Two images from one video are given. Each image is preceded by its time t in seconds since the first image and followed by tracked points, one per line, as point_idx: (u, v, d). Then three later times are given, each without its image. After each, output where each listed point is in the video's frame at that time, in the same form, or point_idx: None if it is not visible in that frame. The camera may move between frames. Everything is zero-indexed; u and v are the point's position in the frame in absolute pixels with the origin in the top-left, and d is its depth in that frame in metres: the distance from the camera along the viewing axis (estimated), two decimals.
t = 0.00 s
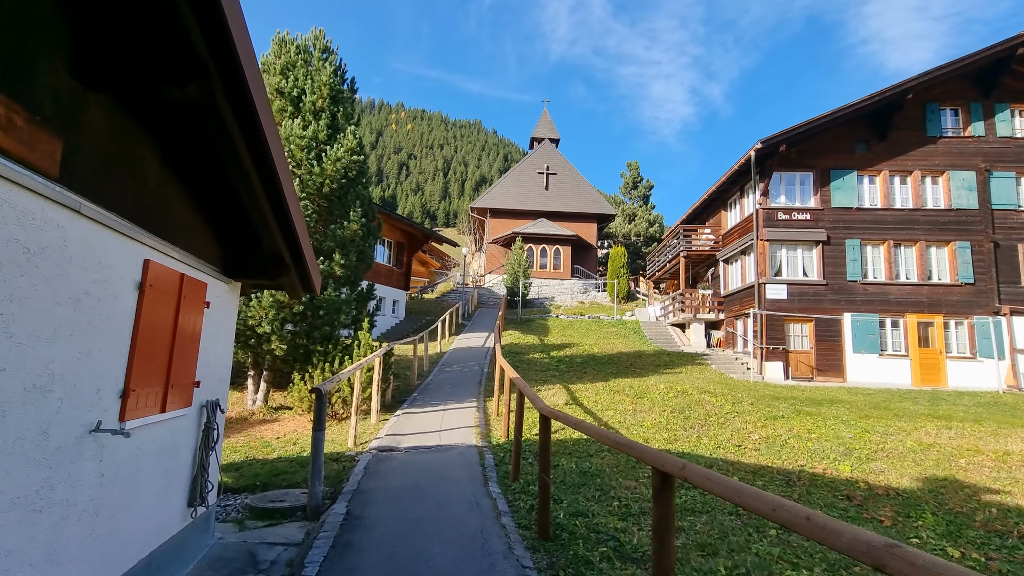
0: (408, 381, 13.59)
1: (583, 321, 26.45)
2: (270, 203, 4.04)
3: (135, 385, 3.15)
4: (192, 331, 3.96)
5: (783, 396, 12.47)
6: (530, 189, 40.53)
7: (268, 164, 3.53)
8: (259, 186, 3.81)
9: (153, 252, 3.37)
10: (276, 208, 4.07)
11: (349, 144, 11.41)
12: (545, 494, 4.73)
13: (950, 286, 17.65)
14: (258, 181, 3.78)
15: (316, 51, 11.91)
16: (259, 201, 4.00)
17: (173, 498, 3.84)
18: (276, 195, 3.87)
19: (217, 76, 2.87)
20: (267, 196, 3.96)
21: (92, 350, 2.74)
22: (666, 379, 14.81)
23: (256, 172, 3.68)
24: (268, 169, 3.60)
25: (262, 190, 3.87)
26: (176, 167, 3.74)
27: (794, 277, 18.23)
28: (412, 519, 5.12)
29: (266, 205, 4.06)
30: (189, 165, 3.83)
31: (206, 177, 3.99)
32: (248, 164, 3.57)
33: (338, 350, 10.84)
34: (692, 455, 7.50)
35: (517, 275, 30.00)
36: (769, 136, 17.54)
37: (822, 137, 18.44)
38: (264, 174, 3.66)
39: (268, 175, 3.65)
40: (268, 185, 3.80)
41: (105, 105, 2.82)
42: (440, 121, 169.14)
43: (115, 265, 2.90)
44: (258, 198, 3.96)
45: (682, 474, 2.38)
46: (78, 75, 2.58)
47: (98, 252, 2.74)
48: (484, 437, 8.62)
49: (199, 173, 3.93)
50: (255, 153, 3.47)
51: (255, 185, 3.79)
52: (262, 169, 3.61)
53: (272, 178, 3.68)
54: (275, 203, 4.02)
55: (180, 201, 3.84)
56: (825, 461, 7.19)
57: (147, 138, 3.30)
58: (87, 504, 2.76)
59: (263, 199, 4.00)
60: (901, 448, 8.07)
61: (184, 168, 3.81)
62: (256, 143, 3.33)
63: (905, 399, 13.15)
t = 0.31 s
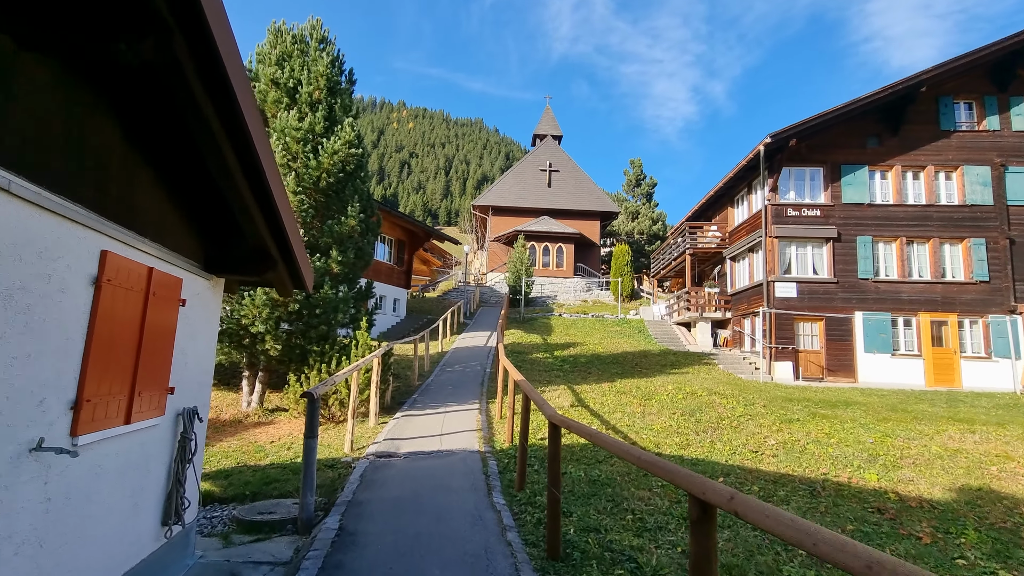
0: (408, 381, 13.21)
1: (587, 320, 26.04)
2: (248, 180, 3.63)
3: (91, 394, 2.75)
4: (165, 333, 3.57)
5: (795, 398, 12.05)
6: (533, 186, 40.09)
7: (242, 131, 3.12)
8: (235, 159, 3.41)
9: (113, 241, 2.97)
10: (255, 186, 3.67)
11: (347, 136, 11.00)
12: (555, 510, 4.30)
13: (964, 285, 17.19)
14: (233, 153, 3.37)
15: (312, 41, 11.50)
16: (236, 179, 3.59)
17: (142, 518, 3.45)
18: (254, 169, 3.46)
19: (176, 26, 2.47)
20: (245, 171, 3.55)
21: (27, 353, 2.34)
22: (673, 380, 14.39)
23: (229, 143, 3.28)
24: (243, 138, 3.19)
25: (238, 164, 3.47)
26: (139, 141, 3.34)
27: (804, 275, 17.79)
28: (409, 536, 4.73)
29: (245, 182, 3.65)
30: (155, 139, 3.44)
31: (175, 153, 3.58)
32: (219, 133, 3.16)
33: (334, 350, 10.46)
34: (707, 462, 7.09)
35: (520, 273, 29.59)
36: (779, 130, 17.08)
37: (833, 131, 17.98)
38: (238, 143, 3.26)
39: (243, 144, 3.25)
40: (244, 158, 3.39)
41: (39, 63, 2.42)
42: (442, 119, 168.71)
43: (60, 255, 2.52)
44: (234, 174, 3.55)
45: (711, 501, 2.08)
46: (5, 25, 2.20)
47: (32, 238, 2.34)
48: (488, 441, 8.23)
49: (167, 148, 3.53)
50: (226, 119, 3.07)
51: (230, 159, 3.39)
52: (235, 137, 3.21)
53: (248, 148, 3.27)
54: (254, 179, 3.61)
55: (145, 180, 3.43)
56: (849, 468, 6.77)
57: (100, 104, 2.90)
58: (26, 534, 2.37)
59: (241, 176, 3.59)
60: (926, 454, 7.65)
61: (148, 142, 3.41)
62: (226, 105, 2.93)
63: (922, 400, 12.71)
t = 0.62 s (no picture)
0: (411, 380, 12.88)
1: (593, 317, 25.65)
2: (233, 156, 3.31)
3: (47, 395, 2.43)
4: (143, 326, 3.23)
5: (811, 398, 11.66)
6: (537, 183, 39.71)
7: (221, 99, 2.78)
8: (216, 132, 3.10)
9: (76, 223, 2.63)
10: (240, 162, 3.35)
11: (348, 127, 10.65)
12: (571, 521, 3.94)
13: (981, 281, 16.73)
14: (213, 125, 3.06)
15: (312, 29, 11.15)
16: (220, 156, 3.28)
17: (116, 533, 3.10)
18: (238, 142, 3.14)
19: None
20: (228, 146, 3.24)
21: None
22: (683, 378, 14.01)
23: (208, 113, 2.97)
24: (223, 107, 2.88)
25: (220, 138, 3.15)
26: (113, 113, 3.02)
27: (816, 271, 17.37)
28: (412, 547, 4.37)
29: (229, 159, 3.34)
30: (129, 111, 3.11)
31: (152, 128, 3.27)
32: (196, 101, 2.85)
33: (335, 347, 10.13)
34: (725, 466, 6.72)
35: (524, 271, 29.21)
36: (791, 123, 16.63)
37: (847, 124, 17.51)
38: (218, 113, 2.94)
39: (223, 114, 2.93)
40: (226, 130, 3.07)
41: None
42: (445, 117, 168.37)
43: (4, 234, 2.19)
44: (217, 150, 3.23)
45: (768, 527, 1.76)
46: None
47: None
48: (494, 443, 7.87)
49: (143, 122, 3.23)
50: (202, 82, 2.73)
51: (211, 131, 3.07)
52: (214, 106, 2.89)
53: (229, 119, 2.96)
54: (239, 155, 3.29)
55: (118, 157, 3.11)
56: (876, 473, 6.39)
57: (64, 67, 2.58)
58: None
59: (225, 152, 3.28)
60: (957, 457, 7.25)
61: (122, 115, 3.09)
62: (200, 65, 2.60)
63: (942, 400, 12.29)
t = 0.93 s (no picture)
0: (413, 382, 12.49)
1: (597, 317, 25.23)
2: (209, 138, 2.95)
3: None
4: (104, 329, 2.83)
5: (828, 400, 11.23)
6: (541, 180, 39.29)
7: (189, 61, 2.42)
8: (189, 109, 2.73)
9: (14, 212, 2.25)
10: (219, 145, 2.98)
11: (347, 119, 10.26)
12: (589, 544, 3.54)
13: (999, 279, 16.26)
14: (186, 101, 2.69)
15: (310, 19, 10.76)
16: (194, 138, 2.92)
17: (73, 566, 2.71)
18: (213, 121, 2.78)
19: None
20: (203, 127, 2.87)
21: None
22: (692, 380, 13.58)
23: (179, 86, 2.60)
24: (194, 76, 2.51)
25: (194, 116, 2.79)
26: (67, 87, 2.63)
27: (828, 269, 16.92)
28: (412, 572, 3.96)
29: (206, 142, 2.97)
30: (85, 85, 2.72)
31: (119, 106, 2.89)
32: (163, 69, 2.49)
33: (333, 348, 9.75)
34: (747, 476, 6.31)
35: (527, 269, 28.78)
36: (803, 117, 16.18)
37: (860, 118, 17.04)
38: (190, 85, 2.58)
39: (196, 86, 2.57)
40: (200, 106, 2.71)
41: None
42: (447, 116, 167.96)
43: None
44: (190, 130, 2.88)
45: None
46: None
47: None
48: (500, 449, 7.47)
49: (105, 97, 2.83)
50: (165, 39, 2.37)
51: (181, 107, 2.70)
52: (185, 73, 2.53)
53: (203, 92, 2.60)
54: (216, 137, 2.93)
55: (78, 139, 2.74)
56: (910, 484, 5.97)
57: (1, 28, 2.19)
58: None
59: (200, 134, 2.92)
60: (992, 466, 6.82)
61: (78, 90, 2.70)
62: (162, 18, 2.24)
63: (963, 403, 11.84)
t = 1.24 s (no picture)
0: (412, 380, 12.13)
1: (601, 314, 24.84)
2: (181, 112, 2.59)
3: None
4: (47, 315, 2.48)
5: (841, 400, 10.85)
6: (543, 177, 38.89)
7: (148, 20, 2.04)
8: (152, 78, 2.37)
9: None
10: (192, 120, 2.62)
11: (344, 107, 9.89)
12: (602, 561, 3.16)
13: (1014, 276, 15.86)
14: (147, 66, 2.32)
15: (306, 4, 10.39)
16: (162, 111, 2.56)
17: None
18: (182, 90, 2.42)
19: None
20: (170, 98, 2.51)
21: None
22: (699, 378, 13.21)
23: (139, 49, 2.23)
24: (155, 38, 2.14)
25: (159, 85, 2.42)
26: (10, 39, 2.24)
27: (838, 266, 16.53)
28: None
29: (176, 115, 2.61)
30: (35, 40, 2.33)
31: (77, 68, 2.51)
32: (119, 29, 2.12)
33: (330, 345, 9.39)
34: (765, 480, 5.94)
35: (529, 266, 28.39)
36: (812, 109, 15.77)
37: (871, 111, 16.61)
38: (150, 46, 2.20)
39: (159, 49, 2.20)
40: (163, 72, 2.33)
41: None
42: (448, 114, 167.55)
43: None
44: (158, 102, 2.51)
45: None
46: None
47: None
48: (503, 451, 7.10)
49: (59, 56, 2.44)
50: None
51: (144, 75, 2.33)
52: (146, 36, 2.15)
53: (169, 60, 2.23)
54: (189, 111, 2.58)
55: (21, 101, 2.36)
56: (941, 489, 5.60)
57: None
58: None
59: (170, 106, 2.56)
60: None
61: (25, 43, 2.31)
62: None
63: (980, 402, 11.46)
